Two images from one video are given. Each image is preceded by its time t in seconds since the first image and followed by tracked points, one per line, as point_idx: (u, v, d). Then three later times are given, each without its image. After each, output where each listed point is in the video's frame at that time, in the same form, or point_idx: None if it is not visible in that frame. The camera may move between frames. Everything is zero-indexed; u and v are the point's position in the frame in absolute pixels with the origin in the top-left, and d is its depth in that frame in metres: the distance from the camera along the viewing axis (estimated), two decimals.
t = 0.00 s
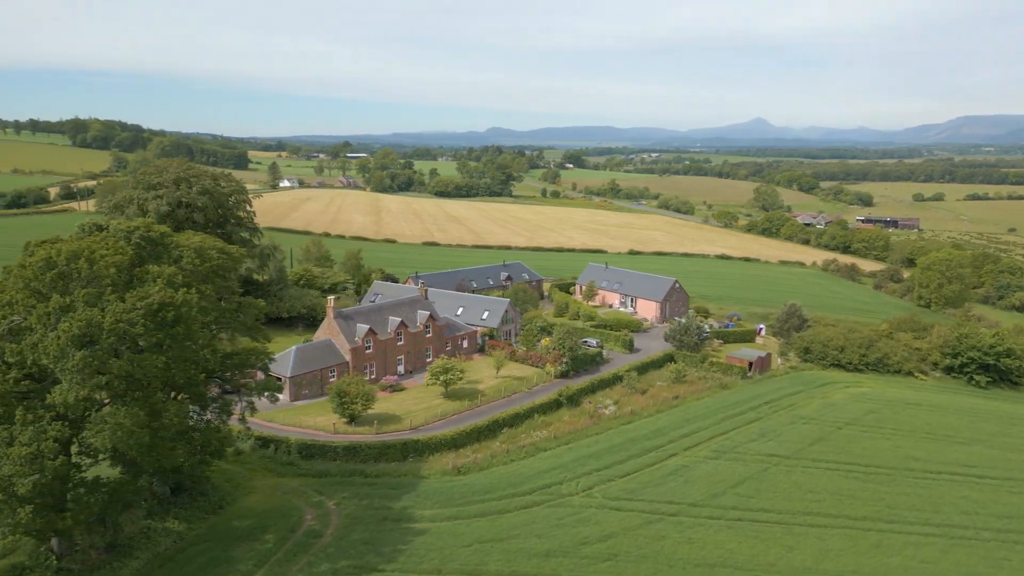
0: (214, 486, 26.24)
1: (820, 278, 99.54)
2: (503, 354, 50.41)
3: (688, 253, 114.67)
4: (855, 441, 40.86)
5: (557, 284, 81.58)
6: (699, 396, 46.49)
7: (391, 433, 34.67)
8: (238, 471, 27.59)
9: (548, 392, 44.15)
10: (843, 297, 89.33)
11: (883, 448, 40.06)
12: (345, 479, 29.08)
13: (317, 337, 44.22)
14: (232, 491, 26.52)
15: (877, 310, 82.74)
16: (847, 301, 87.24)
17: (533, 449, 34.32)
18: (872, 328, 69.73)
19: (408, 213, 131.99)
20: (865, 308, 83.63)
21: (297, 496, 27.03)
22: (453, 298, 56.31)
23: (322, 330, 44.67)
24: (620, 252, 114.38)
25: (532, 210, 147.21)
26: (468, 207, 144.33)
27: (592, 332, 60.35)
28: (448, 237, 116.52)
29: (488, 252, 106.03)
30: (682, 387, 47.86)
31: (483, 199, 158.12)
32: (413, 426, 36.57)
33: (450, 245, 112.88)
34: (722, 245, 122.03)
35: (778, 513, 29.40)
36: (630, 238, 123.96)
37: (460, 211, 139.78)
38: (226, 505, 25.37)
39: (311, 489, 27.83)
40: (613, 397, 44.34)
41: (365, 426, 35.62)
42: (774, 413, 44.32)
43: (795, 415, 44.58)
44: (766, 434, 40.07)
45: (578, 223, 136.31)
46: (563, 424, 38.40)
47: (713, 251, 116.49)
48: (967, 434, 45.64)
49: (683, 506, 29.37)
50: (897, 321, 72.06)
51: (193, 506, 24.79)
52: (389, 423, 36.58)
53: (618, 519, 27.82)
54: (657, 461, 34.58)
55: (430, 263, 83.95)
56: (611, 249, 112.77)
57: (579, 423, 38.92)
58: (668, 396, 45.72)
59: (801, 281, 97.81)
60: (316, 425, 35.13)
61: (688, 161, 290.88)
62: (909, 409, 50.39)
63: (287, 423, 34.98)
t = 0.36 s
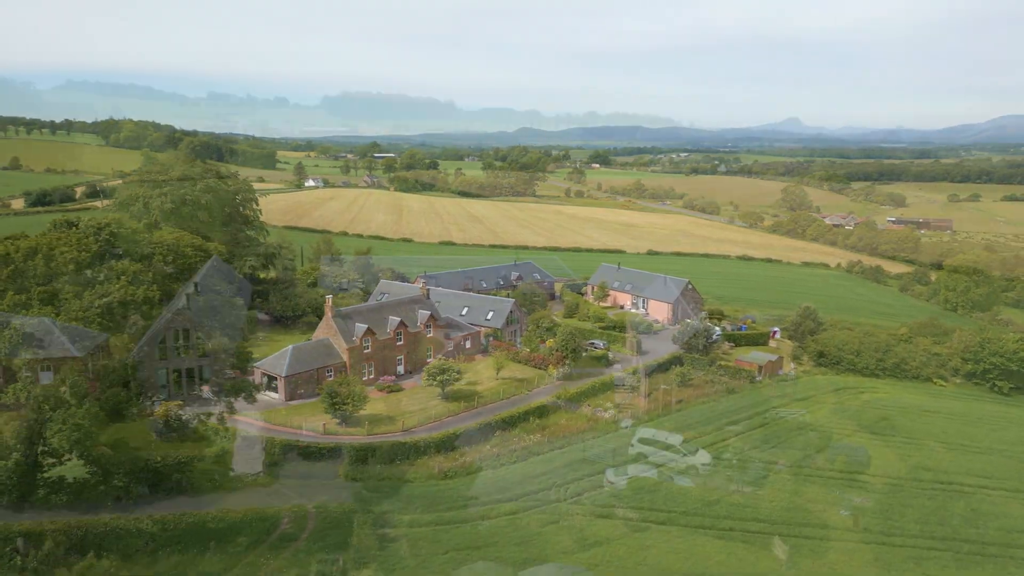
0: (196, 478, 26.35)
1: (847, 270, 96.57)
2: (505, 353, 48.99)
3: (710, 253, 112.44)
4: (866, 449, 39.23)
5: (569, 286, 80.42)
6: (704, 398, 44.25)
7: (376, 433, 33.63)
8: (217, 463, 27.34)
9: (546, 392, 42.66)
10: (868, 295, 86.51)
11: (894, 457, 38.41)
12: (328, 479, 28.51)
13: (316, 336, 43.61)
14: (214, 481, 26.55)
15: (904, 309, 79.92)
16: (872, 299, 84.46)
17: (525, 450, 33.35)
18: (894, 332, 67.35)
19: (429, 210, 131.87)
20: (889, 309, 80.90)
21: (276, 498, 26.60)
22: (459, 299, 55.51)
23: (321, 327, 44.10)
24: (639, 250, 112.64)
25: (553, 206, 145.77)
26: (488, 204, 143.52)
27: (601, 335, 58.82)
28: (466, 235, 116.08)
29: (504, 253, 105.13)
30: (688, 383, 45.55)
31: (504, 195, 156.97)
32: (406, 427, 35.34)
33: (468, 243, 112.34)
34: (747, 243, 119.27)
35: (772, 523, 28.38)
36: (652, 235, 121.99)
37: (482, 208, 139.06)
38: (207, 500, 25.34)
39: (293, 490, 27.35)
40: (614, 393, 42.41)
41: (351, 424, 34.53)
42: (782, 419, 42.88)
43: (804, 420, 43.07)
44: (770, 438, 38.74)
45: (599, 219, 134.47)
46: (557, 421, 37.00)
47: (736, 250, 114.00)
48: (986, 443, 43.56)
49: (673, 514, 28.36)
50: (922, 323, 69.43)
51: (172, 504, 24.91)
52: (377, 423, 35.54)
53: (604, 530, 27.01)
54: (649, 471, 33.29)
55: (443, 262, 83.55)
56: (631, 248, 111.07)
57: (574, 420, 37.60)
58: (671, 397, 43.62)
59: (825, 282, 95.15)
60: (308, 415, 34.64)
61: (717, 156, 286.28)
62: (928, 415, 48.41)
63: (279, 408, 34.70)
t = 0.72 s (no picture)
0: (168, 485, 26.99)
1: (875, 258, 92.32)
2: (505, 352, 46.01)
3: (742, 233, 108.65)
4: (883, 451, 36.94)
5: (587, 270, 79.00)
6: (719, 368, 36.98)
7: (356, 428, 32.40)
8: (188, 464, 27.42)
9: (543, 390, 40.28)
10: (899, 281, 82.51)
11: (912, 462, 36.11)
12: (305, 491, 27.95)
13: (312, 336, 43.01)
14: (185, 489, 27.11)
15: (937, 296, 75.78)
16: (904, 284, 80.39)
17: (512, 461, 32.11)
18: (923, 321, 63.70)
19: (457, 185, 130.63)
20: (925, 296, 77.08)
21: (250, 514, 26.34)
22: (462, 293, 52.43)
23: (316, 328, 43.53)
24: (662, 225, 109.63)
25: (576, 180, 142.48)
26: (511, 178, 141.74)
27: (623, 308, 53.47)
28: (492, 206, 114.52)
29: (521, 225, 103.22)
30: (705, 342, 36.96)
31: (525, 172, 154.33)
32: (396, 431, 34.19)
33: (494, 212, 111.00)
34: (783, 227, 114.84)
35: (773, 534, 25.62)
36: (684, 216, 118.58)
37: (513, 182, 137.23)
38: (179, 515, 26.19)
39: (266, 504, 27.13)
40: (615, 392, 38.97)
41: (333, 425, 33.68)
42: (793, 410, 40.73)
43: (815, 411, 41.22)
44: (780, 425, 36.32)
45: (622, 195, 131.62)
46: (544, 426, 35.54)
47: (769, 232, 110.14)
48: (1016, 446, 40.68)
49: (668, 506, 26.25)
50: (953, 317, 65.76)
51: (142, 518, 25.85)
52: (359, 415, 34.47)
53: (591, 546, 25.69)
54: (651, 466, 30.75)
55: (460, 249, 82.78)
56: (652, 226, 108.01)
57: (566, 420, 36.08)
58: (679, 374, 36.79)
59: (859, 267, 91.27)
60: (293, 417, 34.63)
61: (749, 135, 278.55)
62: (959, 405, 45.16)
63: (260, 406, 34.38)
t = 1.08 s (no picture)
0: (137, 497, 25.63)
1: (887, 258, 90.09)
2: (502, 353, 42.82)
3: (752, 229, 106.75)
4: (898, 463, 35.14)
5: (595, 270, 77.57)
6: (723, 369, 32.73)
7: (341, 427, 30.66)
8: (159, 475, 26.02)
9: (541, 393, 38.43)
10: (912, 281, 80.32)
11: (930, 474, 34.19)
12: (284, 506, 26.54)
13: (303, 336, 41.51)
14: (156, 501, 25.77)
15: (952, 297, 73.57)
16: (917, 285, 78.24)
17: (503, 470, 30.52)
18: (938, 323, 61.58)
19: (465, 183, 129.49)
20: (941, 293, 74.88)
21: (223, 530, 24.97)
22: (460, 296, 51.12)
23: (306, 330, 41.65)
24: (669, 223, 107.65)
25: (582, 178, 140.53)
26: (516, 177, 139.93)
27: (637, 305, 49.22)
28: (499, 203, 113.15)
29: (525, 223, 101.51)
30: (706, 343, 32.42)
31: (531, 171, 152.51)
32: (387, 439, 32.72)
33: (501, 209, 109.62)
34: (795, 223, 113.01)
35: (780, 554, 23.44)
36: (695, 212, 116.69)
37: (521, 180, 135.90)
38: (148, 529, 24.86)
39: (241, 519, 25.78)
40: (615, 397, 37.23)
41: (317, 436, 32.47)
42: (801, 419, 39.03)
43: (823, 419, 39.82)
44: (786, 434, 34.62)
45: (628, 194, 129.58)
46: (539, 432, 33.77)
47: (780, 229, 108.11)
48: None
49: (667, 523, 24.56)
50: (968, 319, 63.60)
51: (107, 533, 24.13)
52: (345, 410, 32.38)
53: (587, 565, 24.05)
54: (652, 478, 29.20)
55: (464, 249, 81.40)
56: (658, 225, 106.06)
57: (562, 427, 34.52)
58: (681, 378, 33.12)
59: (873, 265, 89.22)
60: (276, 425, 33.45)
61: (759, 134, 275.58)
62: (979, 410, 43.10)
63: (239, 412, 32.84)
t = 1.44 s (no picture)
0: (106, 511, 24.11)
1: (899, 258, 87.88)
2: (500, 357, 41.08)
3: (761, 229, 104.66)
4: (916, 476, 33.28)
5: (598, 271, 75.69)
6: (730, 376, 31.01)
7: (326, 435, 29.03)
8: (129, 487, 24.44)
9: (540, 399, 36.74)
10: (926, 282, 78.21)
11: (950, 487, 32.27)
12: (262, 521, 24.92)
13: (293, 339, 39.94)
14: (125, 515, 24.24)
15: (967, 298, 71.39)
16: (931, 286, 76.12)
17: (497, 481, 28.86)
18: (955, 326, 59.46)
19: (469, 182, 127.84)
20: (956, 294, 72.66)
21: (195, 546, 23.40)
22: (459, 297, 49.59)
23: (296, 332, 40.00)
24: (676, 223, 105.71)
25: (588, 177, 138.66)
26: (521, 176, 138.30)
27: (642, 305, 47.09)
28: (503, 201, 111.34)
29: (530, 222, 99.79)
30: (713, 348, 30.74)
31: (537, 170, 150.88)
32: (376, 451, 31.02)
33: (505, 208, 107.88)
34: (804, 222, 110.79)
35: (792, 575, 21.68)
36: (702, 212, 114.67)
37: (526, 179, 134.09)
38: (115, 545, 23.31)
39: (216, 534, 24.17)
40: (617, 403, 35.43)
41: (302, 445, 30.93)
42: (814, 427, 37.21)
43: (835, 426, 38.04)
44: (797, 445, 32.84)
45: (635, 193, 127.69)
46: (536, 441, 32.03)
47: (789, 228, 105.98)
48: None
49: (670, 542, 22.77)
50: (986, 322, 61.43)
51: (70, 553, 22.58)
52: (331, 417, 30.69)
53: None
54: (654, 492, 27.48)
55: (466, 249, 79.88)
56: (665, 224, 104.16)
57: (561, 435, 32.78)
58: (686, 384, 31.38)
59: (885, 265, 86.88)
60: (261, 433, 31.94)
61: (769, 134, 272.87)
62: (1000, 418, 41.10)
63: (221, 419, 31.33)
